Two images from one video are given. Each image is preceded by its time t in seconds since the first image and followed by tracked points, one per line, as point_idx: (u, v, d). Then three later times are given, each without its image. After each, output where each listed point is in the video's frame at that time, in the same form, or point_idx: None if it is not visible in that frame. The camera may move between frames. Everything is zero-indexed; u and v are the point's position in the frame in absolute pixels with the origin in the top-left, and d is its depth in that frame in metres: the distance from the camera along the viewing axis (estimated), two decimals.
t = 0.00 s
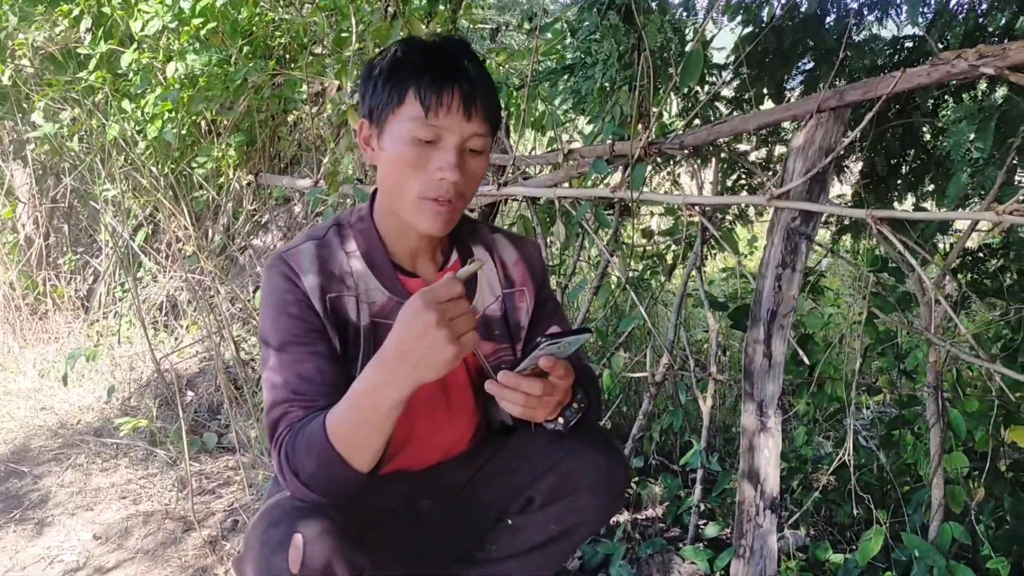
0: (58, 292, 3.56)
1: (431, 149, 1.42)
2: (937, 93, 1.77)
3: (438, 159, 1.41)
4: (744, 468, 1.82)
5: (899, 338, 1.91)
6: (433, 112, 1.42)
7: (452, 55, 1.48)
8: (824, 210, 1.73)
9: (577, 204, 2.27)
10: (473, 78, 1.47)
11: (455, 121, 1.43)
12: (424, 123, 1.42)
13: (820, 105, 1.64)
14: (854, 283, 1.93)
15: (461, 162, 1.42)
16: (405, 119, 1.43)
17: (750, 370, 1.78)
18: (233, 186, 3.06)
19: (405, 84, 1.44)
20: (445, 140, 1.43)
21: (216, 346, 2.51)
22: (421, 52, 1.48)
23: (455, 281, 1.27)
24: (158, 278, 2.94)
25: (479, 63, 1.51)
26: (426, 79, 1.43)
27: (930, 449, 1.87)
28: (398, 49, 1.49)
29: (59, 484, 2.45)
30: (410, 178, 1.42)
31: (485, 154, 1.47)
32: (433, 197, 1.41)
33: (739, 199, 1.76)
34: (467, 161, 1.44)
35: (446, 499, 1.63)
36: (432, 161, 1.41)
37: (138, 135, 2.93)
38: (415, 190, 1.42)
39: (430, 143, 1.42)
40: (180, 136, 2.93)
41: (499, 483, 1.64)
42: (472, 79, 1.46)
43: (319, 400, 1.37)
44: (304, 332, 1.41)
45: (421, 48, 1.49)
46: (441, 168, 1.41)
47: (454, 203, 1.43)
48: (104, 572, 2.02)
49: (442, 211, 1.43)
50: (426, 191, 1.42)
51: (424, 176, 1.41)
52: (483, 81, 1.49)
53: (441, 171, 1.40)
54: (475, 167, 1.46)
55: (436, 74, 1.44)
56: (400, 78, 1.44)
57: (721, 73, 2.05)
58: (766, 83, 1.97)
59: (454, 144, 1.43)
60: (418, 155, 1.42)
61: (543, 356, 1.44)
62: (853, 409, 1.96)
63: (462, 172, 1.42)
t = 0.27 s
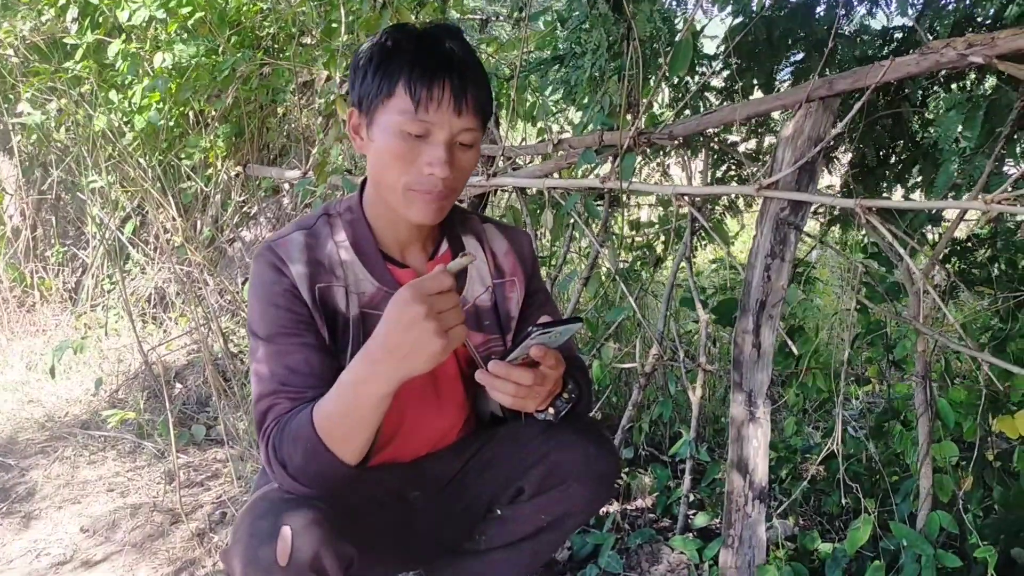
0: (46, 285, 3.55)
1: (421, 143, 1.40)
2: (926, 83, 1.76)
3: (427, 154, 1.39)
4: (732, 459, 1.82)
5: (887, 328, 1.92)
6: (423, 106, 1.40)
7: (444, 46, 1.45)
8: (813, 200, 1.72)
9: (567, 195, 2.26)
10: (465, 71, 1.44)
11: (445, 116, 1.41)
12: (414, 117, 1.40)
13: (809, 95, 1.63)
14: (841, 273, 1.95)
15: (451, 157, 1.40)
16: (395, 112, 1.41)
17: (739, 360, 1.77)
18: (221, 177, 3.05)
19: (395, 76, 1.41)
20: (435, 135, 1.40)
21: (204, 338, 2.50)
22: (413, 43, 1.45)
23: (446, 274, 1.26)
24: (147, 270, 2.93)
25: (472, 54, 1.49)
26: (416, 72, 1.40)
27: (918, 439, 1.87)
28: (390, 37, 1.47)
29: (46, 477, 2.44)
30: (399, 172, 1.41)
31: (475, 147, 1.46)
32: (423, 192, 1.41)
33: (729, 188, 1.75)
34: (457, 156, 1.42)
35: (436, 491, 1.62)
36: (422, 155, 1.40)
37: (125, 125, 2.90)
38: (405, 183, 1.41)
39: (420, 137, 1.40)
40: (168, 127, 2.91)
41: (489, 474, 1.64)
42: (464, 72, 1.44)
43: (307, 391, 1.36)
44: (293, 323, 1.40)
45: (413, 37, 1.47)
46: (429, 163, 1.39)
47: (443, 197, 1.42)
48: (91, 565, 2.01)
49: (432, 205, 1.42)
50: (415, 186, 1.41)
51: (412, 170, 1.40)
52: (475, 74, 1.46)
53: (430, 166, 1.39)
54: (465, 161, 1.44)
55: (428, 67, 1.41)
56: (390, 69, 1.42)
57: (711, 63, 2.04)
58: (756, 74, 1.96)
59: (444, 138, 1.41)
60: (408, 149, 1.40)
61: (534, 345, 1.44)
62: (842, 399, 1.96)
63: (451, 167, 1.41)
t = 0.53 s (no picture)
0: (35, 279, 3.53)
1: (411, 141, 1.39)
2: (919, 73, 1.75)
3: (417, 152, 1.38)
4: (725, 451, 1.82)
5: (879, 320, 1.91)
6: (412, 104, 1.38)
7: (433, 43, 1.44)
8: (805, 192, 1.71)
9: (559, 187, 2.25)
10: (455, 68, 1.42)
11: (435, 114, 1.39)
12: (403, 115, 1.38)
13: (801, 86, 1.62)
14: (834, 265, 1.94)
15: (441, 155, 1.39)
16: (384, 109, 1.39)
17: (731, 352, 1.77)
18: (211, 170, 3.03)
19: (384, 73, 1.39)
20: (424, 133, 1.39)
21: (194, 332, 2.49)
22: (402, 38, 1.43)
23: (436, 265, 1.24)
24: (136, 263, 2.91)
25: (462, 51, 1.47)
26: (406, 70, 1.38)
27: (911, 431, 1.87)
28: (378, 32, 1.45)
29: (35, 472, 2.42)
30: (389, 170, 1.40)
31: (465, 144, 1.44)
32: (413, 190, 1.40)
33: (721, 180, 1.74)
34: (447, 153, 1.41)
35: (428, 485, 1.61)
36: (412, 154, 1.38)
37: (114, 118, 2.88)
38: (394, 181, 1.40)
39: (409, 135, 1.39)
40: (157, 119, 2.89)
41: (480, 468, 1.63)
42: (454, 69, 1.42)
43: (296, 385, 1.35)
44: (281, 318, 1.39)
45: (402, 33, 1.44)
46: (419, 162, 1.38)
47: (432, 195, 1.41)
48: (81, 560, 2.00)
49: (422, 202, 1.42)
50: (405, 184, 1.40)
51: (402, 168, 1.39)
52: (465, 71, 1.44)
53: (421, 165, 1.38)
54: (454, 158, 1.43)
55: (417, 65, 1.39)
56: (379, 66, 1.40)
57: (703, 54, 2.02)
58: (749, 65, 1.95)
59: (434, 137, 1.39)
60: (397, 147, 1.38)
61: (528, 341, 1.42)
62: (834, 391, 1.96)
63: (441, 165, 1.39)
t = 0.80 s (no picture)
0: (32, 277, 3.53)
1: (402, 142, 1.39)
2: (915, 71, 1.75)
3: (409, 153, 1.38)
4: (723, 449, 1.82)
5: (877, 317, 1.91)
6: (402, 105, 1.37)
7: (423, 41, 1.43)
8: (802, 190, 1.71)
9: (557, 185, 2.25)
10: (445, 66, 1.41)
11: (425, 114, 1.39)
12: (393, 116, 1.38)
13: (798, 84, 1.62)
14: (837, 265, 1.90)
15: (432, 155, 1.39)
16: (374, 110, 1.39)
17: (729, 351, 1.77)
18: (209, 168, 3.03)
19: (373, 74, 1.39)
20: (415, 133, 1.39)
21: (192, 330, 2.49)
22: (391, 38, 1.43)
23: (430, 261, 1.25)
24: (134, 262, 2.91)
25: (452, 49, 1.46)
26: (394, 71, 1.38)
27: (908, 429, 1.87)
28: (367, 31, 1.44)
29: (33, 471, 2.42)
30: (381, 171, 1.40)
31: (458, 142, 1.44)
32: (406, 191, 1.40)
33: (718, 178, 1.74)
34: (440, 153, 1.41)
35: (426, 484, 1.61)
36: (404, 155, 1.38)
37: (111, 116, 2.87)
38: (387, 182, 1.40)
39: (400, 135, 1.39)
40: (154, 117, 2.88)
41: (478, 467, 1.63)
42: (443, 68, 1.41)
43: (294, 384, 1.35)
44: (279, 317, 1.39)
45: (391, 32, 1.43)
46: (411, 163, 1.38)
47: (426, 196, 1.42)
48: (79, 559, 2.00)
49: (416, 202, 1.42)
50: (398, 185, 1.40)
51: (394, 169, 1.39)
52: (455, 70, 1.44)
53: (413, 165, 1.38)
54: (447, 157, 1.43)
55: (406, 64, 1.38)
56: (368, 66, 1.39)
57: (700, 52, 2.03)
58: (745, 63, 1.95)
59: (425, 137, 1.39)
60: (388, 148, 1.39)
61: (525, 340, 1.42)
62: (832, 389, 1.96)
63: (433, 165, 1.40)
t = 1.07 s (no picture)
0: (36, 280, 3.55)
1: (402, 144, 1.40)
2: (916, 75, 1.77)
3: (409, 155, 1.39)
4: (725, 451, 1.83)
5: (878, 320, 1.92)
6: (401, 106, 1.39)
7: (420, 44, 1.45)
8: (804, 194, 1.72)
9: (559, 188, 2.26)
10: (443, 68, 1.43)
11: (424, 115, 1.40)
12: (392, 118, 1.39)
13: (799, 88, 1.63)
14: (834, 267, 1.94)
15: (433, 156, 1.40)
16: (374, 113, 1.40)
17: (731, 353, 1.78)
18: (212, 171, 3.04)
19: (372, 77, 1.40)
20: (415, 135, 1.40)
21: (196, 332, 2.50)
22: (389, 42, 1.44)
23: (431, 261, 1.26)
24: (138, 264, 2.92)
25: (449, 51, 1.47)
26: (392, 73, 1.39)
27: (909, 431, 1.89)
28: (365, 36, 1.46)
29: (39, 473, 2.43)
30: (382, 174, 1.41)
31: (458, 143, 1.45)
32: (408, 194, 1.41)
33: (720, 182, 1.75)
34: (440, 154, 1.42)
35: (430, 486, 1.63)
36: (404, 157, 1.40)
37: (115, 119, 2.88)
38: (389, 185, 1.41)
39: (400, 137, 1.40)
40: (158, 120, 2.90)
41: (483, 469, 1.65)
42: (441, 70, 1.43)
43: (300, 387, 1.36)
44: (284, 321, 1.40)
45: (388, 37, 1.45)
46: (412, 164, 1.39)
47: (428, 198, 1.42)
48: (86, 560, 2.01)
49: (418, 206, 1.43)
50: (400, 187, 1.41)
51: (395, 171, 1.40)
52: (453, 72, 1.45)
53: (414, 167, 1.39)
54: (448, 159, 1.44)
55: (403, 67, 1.40)
56: (366, 70, 1.41)
57: (700, 56, 2.04)
58: (746, 67, 1.97)
59: (425, 138, 1.40)
60: (389, 150, 1.40)
61: (528, 345, 1.43)
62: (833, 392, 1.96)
63: (434, 166, 1.41)
